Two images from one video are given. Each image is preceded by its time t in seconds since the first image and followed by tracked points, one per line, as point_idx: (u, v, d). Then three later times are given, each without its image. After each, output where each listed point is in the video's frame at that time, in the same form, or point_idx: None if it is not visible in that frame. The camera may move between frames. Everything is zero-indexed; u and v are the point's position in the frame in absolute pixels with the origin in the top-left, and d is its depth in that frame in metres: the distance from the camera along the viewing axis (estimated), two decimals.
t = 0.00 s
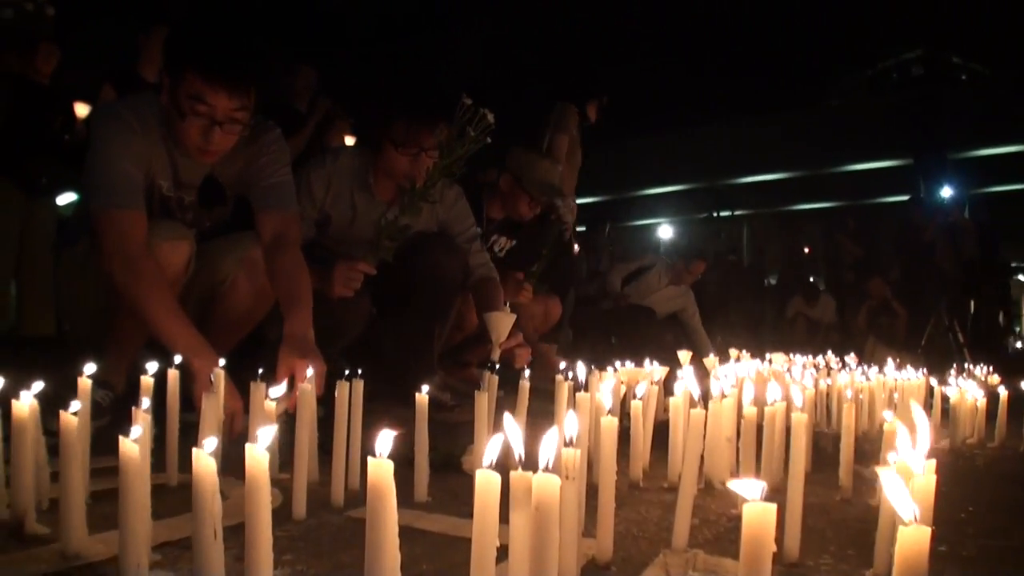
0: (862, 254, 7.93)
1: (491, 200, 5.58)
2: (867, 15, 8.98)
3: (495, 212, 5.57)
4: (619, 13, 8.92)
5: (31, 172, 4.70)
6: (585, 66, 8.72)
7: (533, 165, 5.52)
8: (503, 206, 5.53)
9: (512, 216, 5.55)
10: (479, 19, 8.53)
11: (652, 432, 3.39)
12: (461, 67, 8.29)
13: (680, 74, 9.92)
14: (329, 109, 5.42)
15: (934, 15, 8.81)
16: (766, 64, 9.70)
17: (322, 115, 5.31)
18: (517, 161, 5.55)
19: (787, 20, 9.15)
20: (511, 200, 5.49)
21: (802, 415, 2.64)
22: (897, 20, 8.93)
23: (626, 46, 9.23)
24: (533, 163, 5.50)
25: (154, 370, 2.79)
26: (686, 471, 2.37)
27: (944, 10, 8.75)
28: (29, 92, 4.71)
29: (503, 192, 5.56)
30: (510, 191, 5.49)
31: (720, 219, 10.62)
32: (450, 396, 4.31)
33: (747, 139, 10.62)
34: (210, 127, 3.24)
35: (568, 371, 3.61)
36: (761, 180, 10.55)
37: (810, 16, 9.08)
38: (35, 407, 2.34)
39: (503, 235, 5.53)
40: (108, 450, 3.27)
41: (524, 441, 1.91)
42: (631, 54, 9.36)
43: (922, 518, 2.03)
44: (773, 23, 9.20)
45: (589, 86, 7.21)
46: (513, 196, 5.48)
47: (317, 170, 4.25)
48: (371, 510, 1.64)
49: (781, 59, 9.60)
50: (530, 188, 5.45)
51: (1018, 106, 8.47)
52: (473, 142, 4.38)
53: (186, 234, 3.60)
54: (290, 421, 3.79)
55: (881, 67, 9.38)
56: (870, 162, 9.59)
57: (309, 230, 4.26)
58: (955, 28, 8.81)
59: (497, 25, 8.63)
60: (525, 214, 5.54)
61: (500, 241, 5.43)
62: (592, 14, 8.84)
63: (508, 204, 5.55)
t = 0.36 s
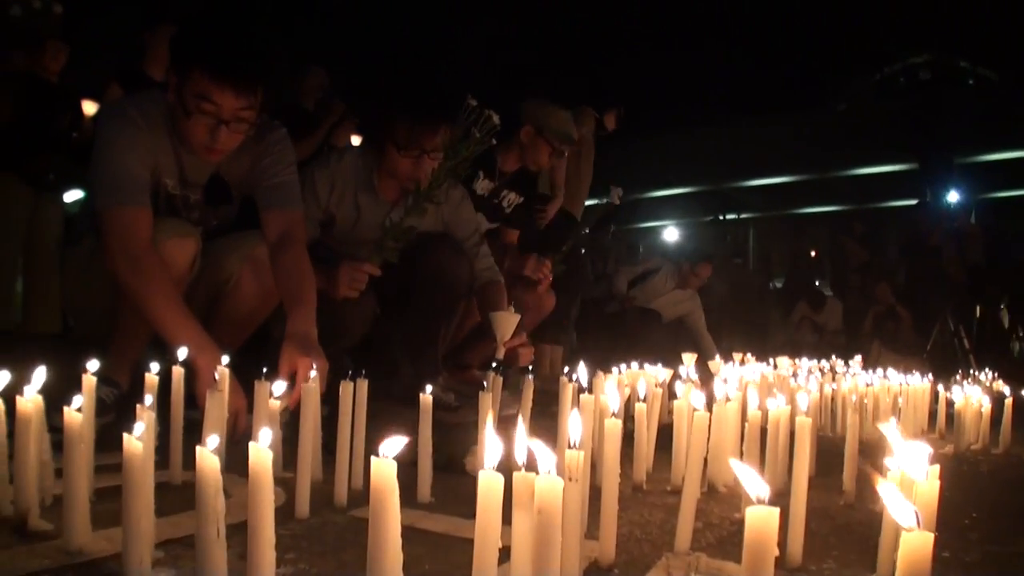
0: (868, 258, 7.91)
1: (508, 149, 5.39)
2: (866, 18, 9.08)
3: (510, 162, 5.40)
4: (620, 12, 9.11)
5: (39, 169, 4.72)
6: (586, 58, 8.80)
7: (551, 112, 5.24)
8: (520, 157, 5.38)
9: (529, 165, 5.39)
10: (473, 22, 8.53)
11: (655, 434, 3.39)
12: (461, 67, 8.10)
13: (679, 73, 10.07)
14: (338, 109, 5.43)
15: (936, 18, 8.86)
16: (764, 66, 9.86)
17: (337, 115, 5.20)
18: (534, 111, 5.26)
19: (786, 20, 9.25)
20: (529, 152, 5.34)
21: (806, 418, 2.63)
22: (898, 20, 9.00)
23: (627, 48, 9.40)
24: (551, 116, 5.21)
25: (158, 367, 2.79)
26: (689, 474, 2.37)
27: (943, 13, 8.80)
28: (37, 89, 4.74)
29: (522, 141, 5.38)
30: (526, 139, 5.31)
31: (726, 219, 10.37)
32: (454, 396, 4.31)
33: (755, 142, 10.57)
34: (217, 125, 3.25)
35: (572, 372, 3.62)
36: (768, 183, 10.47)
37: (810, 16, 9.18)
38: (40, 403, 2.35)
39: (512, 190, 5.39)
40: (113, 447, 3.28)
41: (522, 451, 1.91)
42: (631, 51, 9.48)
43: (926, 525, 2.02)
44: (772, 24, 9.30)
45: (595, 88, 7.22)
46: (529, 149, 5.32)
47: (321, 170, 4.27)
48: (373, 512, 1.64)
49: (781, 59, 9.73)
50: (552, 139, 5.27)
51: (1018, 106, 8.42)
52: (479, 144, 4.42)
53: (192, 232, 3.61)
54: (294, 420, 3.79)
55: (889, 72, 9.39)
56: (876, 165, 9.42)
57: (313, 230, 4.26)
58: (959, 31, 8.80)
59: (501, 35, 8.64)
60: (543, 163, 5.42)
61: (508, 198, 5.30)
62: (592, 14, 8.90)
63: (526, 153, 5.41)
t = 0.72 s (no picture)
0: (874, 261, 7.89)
1: (533, 110, 5.65)
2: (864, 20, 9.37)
3: (536, 122, 5.64)
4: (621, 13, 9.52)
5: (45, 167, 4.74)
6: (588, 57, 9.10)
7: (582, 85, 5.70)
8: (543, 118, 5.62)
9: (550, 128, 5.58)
10: (473, 22, 8.46)
11: (660, 435, 3.39)
12: (460, 68, 7.75)
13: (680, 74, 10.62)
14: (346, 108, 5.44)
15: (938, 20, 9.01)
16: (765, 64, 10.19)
17: (344, 119, 5.19)
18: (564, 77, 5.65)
19: (786, 20, 9.61)
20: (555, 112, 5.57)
21: (812, 421, 2.62)
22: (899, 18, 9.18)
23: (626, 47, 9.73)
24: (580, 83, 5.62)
25: (164, 366, 2.79)
26: (694, 475, 2.37)
27: (944, 13, 8.96)
28: (44, 87, 4.76)
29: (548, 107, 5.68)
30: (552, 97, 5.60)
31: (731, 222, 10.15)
32: (459, 397, 4.31)
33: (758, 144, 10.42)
34: (223, 125, 3.25)
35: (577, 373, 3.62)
36: (775, 186, 10.19)
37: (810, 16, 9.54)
38: (45, 401, 2.35)
39: (529, 146, 5.47)
40: (118, 445, 3.29)
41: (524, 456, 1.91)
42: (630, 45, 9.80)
43: (930, 526, 2.00)
44: (773, 24, 9.67)
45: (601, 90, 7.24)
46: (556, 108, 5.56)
47: (328, 169, 4.28)
48: (379, 513, 1.64)
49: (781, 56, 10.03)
50: (578, 105, 5.62)
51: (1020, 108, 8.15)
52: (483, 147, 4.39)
53: (197, 230, 3.61)
54: (299, 420, 3.80)
55: (893, 75, 9.42)
56: (884, 167, 9.10)
57: (317, 230, 4.29)
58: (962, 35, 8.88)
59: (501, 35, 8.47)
60: (565, 129, 5.64)
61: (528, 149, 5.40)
62: (592, 14, 9.23)
63: (552, 117, 5.66)
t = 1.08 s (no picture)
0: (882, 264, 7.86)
1: (558, 162, 5.94)
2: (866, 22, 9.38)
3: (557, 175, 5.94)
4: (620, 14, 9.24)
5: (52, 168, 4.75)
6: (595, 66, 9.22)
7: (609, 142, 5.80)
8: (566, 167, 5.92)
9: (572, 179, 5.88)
10: (473, 22, 8.70)
11: (666, 440, 3.37)
12: (460, 68, 8.42)
13: (679, 72, 10.33)
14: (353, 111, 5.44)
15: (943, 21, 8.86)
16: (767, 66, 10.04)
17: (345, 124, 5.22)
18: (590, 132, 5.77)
19: (786, 20, 9.62)
20: (577, 168, 5.82)
21: (818, 426, 2.61)
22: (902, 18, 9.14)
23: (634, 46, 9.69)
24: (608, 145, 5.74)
25: (168, 368, 2.79)
26: (701, 480, 2.37)
27: (944, 13, 8.93)
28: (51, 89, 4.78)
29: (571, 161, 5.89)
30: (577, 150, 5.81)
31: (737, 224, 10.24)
32: (465, 401, 4.30)
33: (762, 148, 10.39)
34: (228, 129, 3.25)
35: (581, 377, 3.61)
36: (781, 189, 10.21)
37: (811, 16, 9.51)
38: (50, 403, 2.34)
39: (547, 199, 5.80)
40: (123, 447, 3.29)
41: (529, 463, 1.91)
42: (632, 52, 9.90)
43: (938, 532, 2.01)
44: (772, 24, 9.70)
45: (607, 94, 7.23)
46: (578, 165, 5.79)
47: (335, 174, 4.25)
48: (384, 518, 1.64)
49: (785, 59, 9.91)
50: (598, 164, 5.75)
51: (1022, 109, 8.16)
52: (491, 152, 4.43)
53: (203, 233, 3.61)
54: (304, 422, 3.79)
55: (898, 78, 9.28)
56: (891, 171, 9.16)
57: (325, 233, 4.29)
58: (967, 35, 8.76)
59: (504, 34, 8.82)
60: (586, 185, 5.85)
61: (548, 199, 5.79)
62: (592, 14, 9.10)
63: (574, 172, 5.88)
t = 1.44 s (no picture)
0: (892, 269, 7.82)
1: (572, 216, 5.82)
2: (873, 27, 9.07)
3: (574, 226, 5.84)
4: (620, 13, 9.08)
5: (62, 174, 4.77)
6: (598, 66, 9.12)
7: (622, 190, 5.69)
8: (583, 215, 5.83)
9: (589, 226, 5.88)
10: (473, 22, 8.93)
11: (678, 445, 3.35)
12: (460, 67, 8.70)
13: (681, 72, 9.63)
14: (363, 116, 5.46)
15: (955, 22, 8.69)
16: (774, 70, 9.69)
17: (353, 128, 5.23)
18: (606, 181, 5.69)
19: (786, 20, 9.26)
20: (595, 220, 5.79)
21: (831, 432, 2.59)
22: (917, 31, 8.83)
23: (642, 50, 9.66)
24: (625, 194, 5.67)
25: (179, 373, 2.79)
26: (714, 489, 2.36)
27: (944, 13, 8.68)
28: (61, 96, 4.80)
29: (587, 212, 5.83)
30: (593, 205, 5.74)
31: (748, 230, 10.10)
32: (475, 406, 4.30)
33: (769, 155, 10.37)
34: (238, 134, 3.26)
35: (592, 382, 3.60)
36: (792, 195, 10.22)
37: (811, 15, 9.17)
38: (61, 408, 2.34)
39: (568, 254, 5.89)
40: (134, 452, 3.30)
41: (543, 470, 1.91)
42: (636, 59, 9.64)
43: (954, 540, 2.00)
44: (773, 24, 9.31)
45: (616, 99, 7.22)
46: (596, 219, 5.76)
47: (348, 179, 4.25)
48: (396, 527, 1.63)
49: (791, 63, 9.57)
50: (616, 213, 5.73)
51: None
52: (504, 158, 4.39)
53: (213, 237, 3.61)
54: (314, 427, 3.79)
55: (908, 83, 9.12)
56: (902, 176, 9.25)
57: (336, 239, 4.29)
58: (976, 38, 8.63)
59: (503, 34, 8.94)
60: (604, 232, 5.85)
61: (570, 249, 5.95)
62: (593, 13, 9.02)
63: (591, 220, 5.83)
